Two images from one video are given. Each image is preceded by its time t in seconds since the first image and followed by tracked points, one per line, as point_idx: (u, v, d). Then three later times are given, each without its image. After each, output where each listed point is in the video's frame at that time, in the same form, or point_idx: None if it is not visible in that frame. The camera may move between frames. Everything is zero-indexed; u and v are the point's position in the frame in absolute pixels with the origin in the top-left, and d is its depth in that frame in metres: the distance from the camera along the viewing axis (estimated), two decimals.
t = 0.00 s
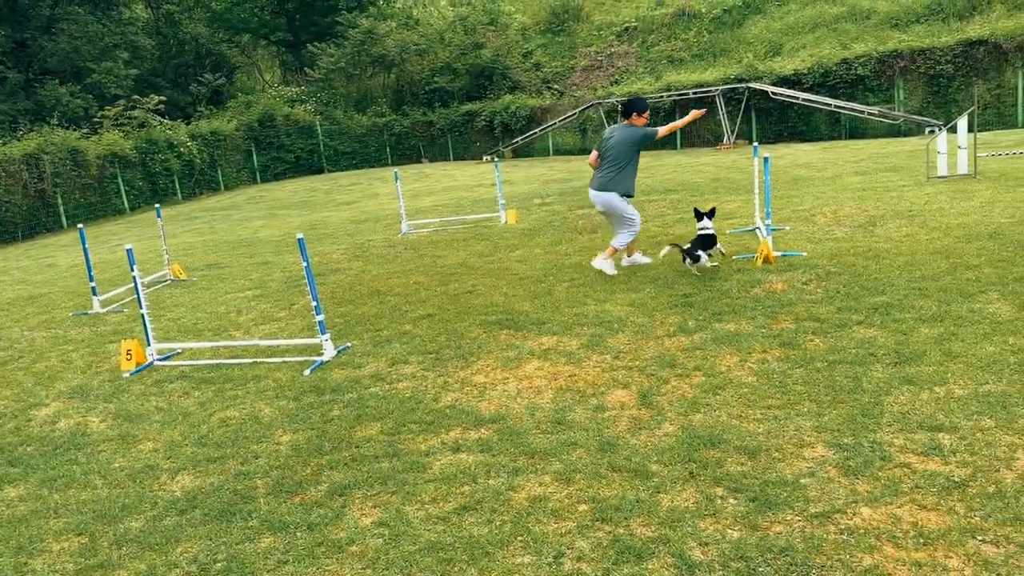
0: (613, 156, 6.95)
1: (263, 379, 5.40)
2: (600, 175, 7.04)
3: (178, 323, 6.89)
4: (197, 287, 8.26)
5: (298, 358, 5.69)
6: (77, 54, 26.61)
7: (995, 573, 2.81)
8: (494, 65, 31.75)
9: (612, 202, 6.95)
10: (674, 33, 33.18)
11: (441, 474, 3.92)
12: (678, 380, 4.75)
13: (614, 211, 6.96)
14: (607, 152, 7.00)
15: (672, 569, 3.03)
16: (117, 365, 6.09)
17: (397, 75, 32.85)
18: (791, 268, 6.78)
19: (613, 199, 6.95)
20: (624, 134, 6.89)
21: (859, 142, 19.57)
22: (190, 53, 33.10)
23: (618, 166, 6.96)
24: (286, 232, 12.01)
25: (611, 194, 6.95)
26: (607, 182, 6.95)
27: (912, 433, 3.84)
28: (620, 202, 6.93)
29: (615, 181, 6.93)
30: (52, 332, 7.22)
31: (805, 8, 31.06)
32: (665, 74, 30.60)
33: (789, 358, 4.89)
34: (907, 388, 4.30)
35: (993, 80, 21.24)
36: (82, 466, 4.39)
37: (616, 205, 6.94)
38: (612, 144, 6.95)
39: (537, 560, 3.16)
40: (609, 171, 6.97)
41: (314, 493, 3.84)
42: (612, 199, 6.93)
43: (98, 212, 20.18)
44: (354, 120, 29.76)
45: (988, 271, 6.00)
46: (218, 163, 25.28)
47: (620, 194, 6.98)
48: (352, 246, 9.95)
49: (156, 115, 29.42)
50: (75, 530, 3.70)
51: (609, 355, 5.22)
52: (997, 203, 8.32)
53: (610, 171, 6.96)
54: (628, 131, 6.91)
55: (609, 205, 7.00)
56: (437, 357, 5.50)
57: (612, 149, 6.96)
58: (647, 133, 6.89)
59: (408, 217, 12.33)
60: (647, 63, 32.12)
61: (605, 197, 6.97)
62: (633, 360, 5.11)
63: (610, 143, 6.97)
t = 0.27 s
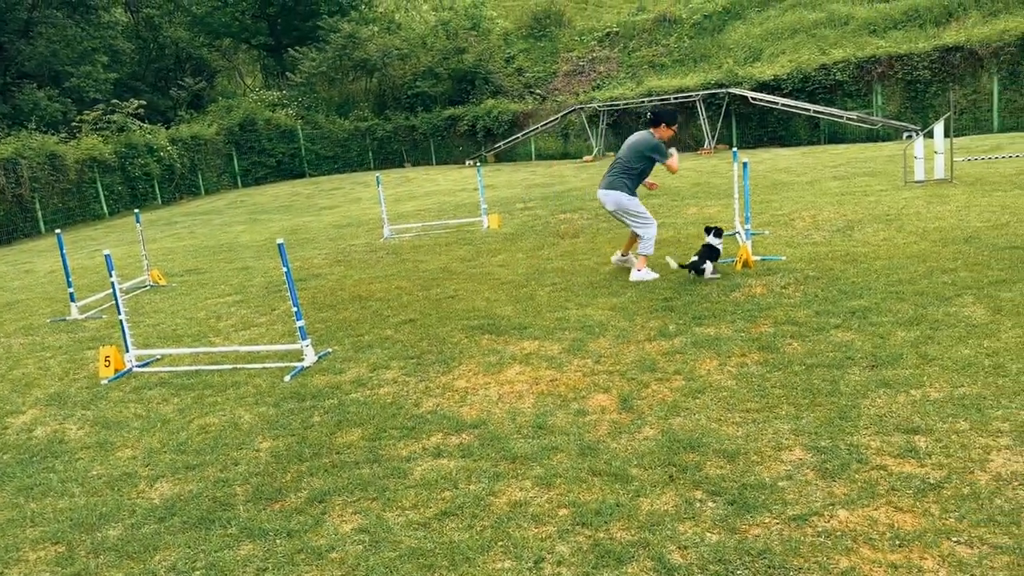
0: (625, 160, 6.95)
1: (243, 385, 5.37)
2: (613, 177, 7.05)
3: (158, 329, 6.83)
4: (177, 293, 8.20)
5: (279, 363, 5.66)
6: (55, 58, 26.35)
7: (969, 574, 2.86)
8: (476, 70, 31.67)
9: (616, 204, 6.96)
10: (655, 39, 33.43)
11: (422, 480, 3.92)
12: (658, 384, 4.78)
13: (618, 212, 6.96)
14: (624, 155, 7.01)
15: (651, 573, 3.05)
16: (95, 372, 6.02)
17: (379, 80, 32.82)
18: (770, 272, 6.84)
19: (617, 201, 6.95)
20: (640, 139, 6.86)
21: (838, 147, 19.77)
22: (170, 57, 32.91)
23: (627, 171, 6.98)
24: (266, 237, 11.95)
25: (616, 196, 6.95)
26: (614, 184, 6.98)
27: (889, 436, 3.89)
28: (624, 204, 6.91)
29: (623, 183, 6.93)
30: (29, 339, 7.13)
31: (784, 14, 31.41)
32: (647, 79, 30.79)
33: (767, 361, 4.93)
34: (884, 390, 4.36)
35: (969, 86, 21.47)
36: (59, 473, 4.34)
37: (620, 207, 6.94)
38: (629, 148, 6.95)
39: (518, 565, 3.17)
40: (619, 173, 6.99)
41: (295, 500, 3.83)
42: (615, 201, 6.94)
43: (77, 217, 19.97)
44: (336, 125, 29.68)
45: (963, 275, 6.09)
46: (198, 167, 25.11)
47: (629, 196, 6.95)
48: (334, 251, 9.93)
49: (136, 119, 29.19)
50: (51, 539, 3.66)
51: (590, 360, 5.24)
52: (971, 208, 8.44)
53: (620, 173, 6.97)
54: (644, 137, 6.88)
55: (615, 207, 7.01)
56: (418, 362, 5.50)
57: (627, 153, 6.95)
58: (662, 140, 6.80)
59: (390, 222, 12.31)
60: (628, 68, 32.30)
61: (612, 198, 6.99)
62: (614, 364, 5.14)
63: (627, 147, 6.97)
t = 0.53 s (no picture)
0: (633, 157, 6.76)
1: (229, 391, 5.35)
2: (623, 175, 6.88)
3: (143, 334, 6.79)
4: (163, 298, 8.15)
5: (265, 369, 5.64)
6: (42, 62, 26.18)
7: None
8: (465, 75, 31.65)
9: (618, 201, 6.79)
10: (643, 44, 33.59)
11: (408, 485, 3.91)
12: (645, 389, 4.79)
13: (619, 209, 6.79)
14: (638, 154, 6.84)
15: None
16: (79, 378, 5.98)
17: (368, 84, 32.81)
18: (756, 276, 6.88)
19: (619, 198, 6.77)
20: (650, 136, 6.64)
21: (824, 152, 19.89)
22: (157, 61, 32.76)
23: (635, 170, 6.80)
24: (253, 242, 11.91)
25: (619, 193, 6.78)
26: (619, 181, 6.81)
27: (873, 440, 3.92)
28: (622, 201, 6.75)
29: (626, 180, 6.76)
30: (13, 345, 7.07)
31: (771, 20, 31.63)
32: (635, 84, 30.91)
33: (753, 366, 4.96)
34: (869, 395, 4.39)
35: (954, 92, 21.66)
36: (43, 480, 4.30)
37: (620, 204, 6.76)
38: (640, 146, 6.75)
39: (503, 571, 3.17)
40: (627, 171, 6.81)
41: (280, 506, 3.82)
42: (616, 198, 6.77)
43: (63, 222, 19.83)
44: (325, 129, 29.63)
45: (948, 280, 6.15)
46: (185, 172, 24.99)
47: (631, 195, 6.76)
48: (321, 256, 9.90)
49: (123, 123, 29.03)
50: (34, 547, 3.63)
51: (578, 365, 5.25)
52: (955, 213, 8.51)
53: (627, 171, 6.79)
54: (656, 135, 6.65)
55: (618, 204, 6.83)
56: (405, 367, 5.50)
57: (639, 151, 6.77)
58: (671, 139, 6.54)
59: (378, 227, 12.29)
60: (616, 73, 32.42)
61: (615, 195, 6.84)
62: (601, 369, 5.15)
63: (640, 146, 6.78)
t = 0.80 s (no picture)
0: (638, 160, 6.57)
1: (221, 396, 5.32)
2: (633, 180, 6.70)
3: (135, 339, 6.76)
4: (155, 303, 8.12)
5: (257, 374, 5.62)
6: (34, 66, 26.11)
7: None
8: (458, 80, 31.66)
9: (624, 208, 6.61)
10: (636, 50, 33.71)
11: (401, 491, 3.90)
12: (637, 395, 4.79)
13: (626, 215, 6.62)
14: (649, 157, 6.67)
15: None
16: (70, 383, 5.95)
17: (361, 89, 32.81)
18: (749, 282, 6.90)
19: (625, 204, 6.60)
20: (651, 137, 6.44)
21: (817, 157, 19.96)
22: (151, 65, 32.72)
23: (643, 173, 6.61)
24: (246, 247, 11.88)
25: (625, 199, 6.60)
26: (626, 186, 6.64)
27: (864, 445, 3.93)
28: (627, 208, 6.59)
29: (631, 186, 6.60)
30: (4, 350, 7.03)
31: (763, 26, 31.77)
32: (628, 89, 30.99)
33: (745, 371, 4.97)
34: (860, 400, 4.40)
35: (945, 98, 21.78)
36: (33, 487, 4.28)
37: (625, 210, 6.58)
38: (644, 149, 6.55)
39: None
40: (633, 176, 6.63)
41: (271, 512, 3.80)
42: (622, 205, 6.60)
43: (54, 226, 19.74)
44: (318, 133, 29.61)
45: (939, 286, 6.17)
46: (178, 176, 24.92)
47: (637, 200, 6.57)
48: (314, 261, 9.89)
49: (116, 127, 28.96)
50: (23, 554, 3.61)
51: (570, 370, 5.25)
52: (946, 219, 8.55)
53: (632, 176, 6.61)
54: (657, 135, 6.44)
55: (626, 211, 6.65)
56: (397, 373, 5.49)
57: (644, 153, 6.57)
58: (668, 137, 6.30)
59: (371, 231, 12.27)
60: (610, 79, 32.51)
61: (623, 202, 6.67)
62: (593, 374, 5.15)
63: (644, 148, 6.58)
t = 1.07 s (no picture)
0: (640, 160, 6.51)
1: (218, 401, 5.32)
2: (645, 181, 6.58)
3: (132, 343, 6.75)
4: (153, 307, 8.11)
5: (254, 379, 5.61)
6: (32, 69, 26.09)
7: None
8: (457, 84, 31.69)
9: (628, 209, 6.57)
10: (634, 55, 33.79)
11: (398, 496, 3.89)
12: (635, 400, 4.79)
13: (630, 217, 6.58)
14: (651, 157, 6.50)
15: None
16: (67, 387, 5.94)
17: (359, 93, 32.83)
18: (746, 287, 6.91)
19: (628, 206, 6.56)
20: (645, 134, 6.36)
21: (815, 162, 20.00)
22: (149, 68, 32.76)
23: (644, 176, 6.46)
24: (243, 251, 11.86)
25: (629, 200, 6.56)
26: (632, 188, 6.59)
27: (862, 451, 3.94)
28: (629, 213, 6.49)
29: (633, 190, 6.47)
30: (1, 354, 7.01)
31: (761, 32, 31.88)
32: (626, 94, 31.06)
33: (743, 377, 4.97)
34: (858, 406, 4.41)
35: (943, 103, 21.86)
36: (30, 491, 4.26)
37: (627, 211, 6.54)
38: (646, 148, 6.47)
39: None
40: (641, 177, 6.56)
41: (267, 518, 3.79)
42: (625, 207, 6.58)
43: (52, 229, 19.72)
44: (316, 137, 29.63)
45: (936, 291, 6.19)
46: (176, 179, 24.91)
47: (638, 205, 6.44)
48: (312, 265, 9.88)
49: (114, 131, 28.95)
50: (20, 559, 3.60)
51: (568, 375, 5.25)
52: (943, 225, 8.58)
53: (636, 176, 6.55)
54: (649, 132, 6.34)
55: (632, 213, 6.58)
56: (395, 377, 5.49)
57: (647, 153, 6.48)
58: (651, 132, 6.19)
59: (369, 235, 12.27)
60: (608, 84, 32.57)
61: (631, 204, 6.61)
62: (591, 379, 5.16)
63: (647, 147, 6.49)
